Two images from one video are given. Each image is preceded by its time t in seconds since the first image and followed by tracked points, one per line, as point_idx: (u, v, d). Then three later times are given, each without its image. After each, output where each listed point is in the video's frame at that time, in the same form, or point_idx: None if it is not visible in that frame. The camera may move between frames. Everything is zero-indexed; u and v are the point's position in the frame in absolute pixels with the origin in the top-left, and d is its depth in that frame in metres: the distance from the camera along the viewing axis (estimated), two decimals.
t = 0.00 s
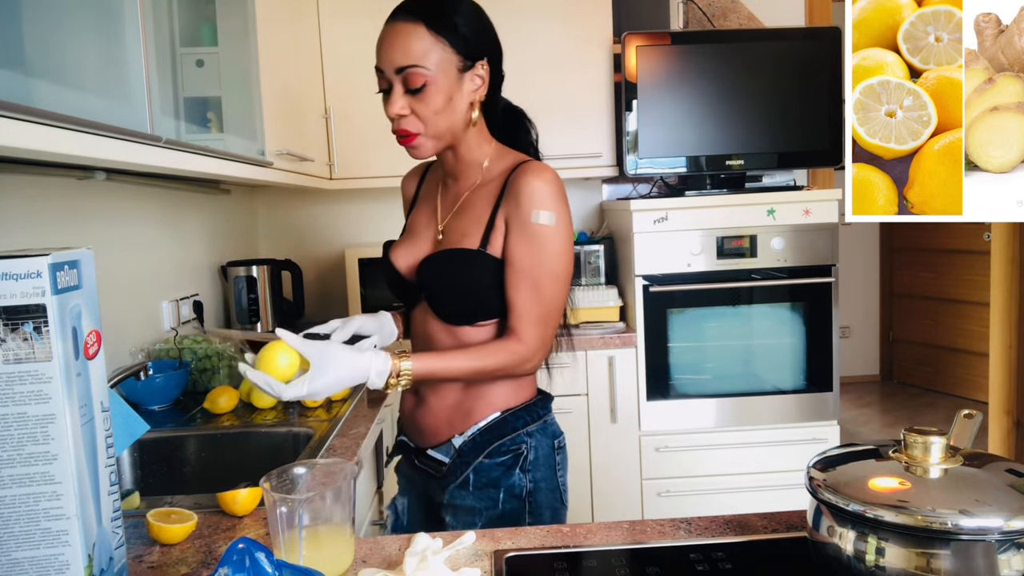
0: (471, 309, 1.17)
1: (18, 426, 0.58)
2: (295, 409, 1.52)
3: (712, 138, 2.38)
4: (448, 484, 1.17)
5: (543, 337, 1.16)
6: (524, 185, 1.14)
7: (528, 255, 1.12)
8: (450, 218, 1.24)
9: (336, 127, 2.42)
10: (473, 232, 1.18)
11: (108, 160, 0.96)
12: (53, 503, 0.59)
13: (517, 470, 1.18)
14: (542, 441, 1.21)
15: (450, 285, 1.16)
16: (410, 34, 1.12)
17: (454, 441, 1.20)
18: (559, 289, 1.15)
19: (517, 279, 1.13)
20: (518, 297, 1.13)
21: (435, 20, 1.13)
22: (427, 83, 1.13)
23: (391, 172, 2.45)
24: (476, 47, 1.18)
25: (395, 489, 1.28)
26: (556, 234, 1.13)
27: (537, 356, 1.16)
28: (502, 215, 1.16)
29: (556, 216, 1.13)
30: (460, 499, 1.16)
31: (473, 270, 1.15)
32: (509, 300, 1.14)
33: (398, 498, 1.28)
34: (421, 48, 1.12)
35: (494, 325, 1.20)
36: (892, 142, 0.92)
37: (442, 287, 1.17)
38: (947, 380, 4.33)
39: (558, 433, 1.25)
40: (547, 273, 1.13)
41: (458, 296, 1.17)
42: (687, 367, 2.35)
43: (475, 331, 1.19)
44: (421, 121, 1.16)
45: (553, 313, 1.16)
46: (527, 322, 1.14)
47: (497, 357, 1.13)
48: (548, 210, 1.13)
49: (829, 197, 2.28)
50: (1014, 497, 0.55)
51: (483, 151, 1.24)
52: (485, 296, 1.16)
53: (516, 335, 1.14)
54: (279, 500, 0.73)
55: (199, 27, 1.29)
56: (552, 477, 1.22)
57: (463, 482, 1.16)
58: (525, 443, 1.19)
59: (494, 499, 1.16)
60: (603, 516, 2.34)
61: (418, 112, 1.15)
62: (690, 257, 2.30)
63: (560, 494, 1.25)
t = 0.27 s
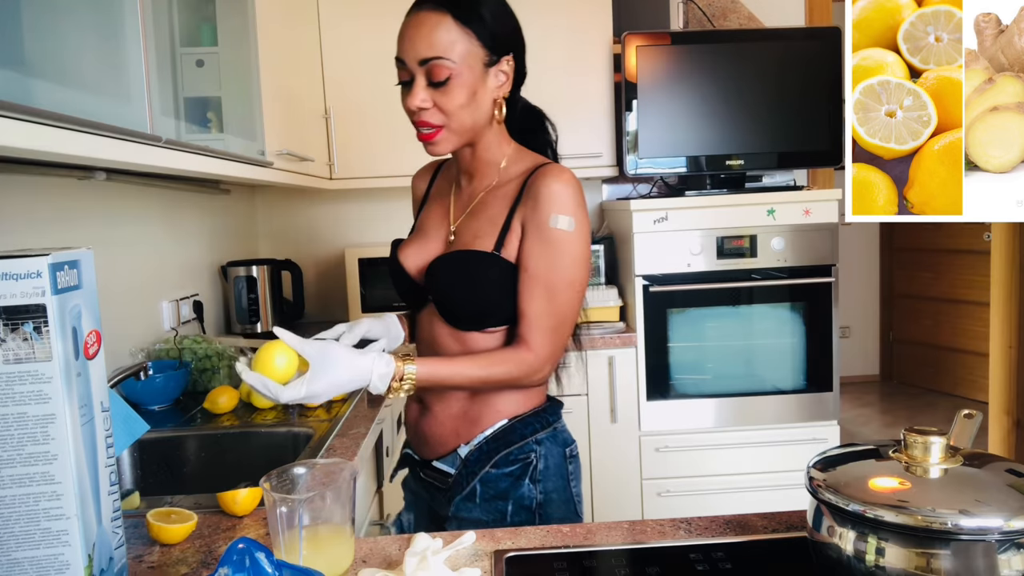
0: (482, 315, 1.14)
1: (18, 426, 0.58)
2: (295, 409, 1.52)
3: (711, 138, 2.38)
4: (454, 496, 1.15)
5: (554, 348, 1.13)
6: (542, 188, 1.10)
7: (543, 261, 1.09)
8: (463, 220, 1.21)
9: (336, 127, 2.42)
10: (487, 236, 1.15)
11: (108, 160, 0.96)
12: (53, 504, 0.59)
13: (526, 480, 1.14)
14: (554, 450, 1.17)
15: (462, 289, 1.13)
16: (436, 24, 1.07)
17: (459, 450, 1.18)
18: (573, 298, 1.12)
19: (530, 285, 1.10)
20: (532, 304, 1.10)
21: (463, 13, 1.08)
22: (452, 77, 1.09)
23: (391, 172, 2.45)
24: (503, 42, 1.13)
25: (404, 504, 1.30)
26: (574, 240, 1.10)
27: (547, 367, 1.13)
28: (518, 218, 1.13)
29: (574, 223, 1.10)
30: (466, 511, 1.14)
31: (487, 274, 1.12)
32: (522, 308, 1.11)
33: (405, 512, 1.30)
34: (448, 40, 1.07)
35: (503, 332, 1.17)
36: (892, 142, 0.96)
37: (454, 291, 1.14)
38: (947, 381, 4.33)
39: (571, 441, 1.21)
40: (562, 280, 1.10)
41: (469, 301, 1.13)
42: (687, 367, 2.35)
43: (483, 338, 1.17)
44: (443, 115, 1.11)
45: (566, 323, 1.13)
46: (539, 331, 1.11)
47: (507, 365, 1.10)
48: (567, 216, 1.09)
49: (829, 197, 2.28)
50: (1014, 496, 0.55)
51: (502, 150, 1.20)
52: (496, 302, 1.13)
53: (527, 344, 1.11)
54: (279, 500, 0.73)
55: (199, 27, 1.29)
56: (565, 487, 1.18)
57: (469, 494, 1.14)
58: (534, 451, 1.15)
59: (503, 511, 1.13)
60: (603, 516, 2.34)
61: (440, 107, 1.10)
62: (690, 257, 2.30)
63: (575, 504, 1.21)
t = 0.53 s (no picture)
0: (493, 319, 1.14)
1: (18, 426, 0.58)
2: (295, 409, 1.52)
3: (711, 138, 2.38)
4: (470, 505, 1.14)
5: (565, 351, 1.12)
6: (552, 189, 1.10)
7: (553, 263, 1.08)
8: (474, 223, 1.21)
9: (336, 127, 2.42)
10: (497, 238, 1.15)
11: (107, 159, 0.96)
12: (53, 503, 0.59)
13: (544, 490, 1.14)
14: (572, 458, 1.17)
15: (471, 292, 1.13)
16: (440, 24, 1.06)
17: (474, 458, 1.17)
18: (584, 300, 1.11)
19: (540, 287, 1.09)
20: (541, 306, 1.10)
21: (467, 11, 1.07)
22: (457, 77, 1.08)
23: (391, 172, 2.45)
24: (509, 38, 1.13)
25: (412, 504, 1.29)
26: (584, 239, 1.09)
27: (558, 370, 1.13)
28: (528, 218, 1.13)
29: (585, 223, 1.09)
30: (481, 520, 1.13)
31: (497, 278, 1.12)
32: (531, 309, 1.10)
33: (412, 512, 1.29)
34: (452, 40, 1.06)
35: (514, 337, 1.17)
36: (892, 142, 0.96)
37: (463, 293, 1.14)
38: (947, 381, 4.33)
39: (589, 449, 1.21)
40: (572, 281, 1.09)
41: (479, 304, 1.13)
42: (687, 367, 2.36)
43: (494, 342, 1.17)
44: (450, 117, 1.11)
45: (577, 325, 1.12)
46: (549, 332, 1.10)
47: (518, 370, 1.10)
48: (577, 215, 1.09)
49: (829, 197, 2.28)
50: (1014, 497, 0.55)
51: (512, 150, 1.20)
52: (506, 305, 1.13)
53: (536, 346, 1.11)
54: (279, 500, 0.73)
55: (199, 27, 1.29)
56: (583, 496, 1.18)
57: (485, 503, 1.13)
58: (553, 461, 1.15)
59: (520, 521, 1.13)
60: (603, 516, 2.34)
61: (447, 108, 1.10)
62: (690, 257, 2.30)
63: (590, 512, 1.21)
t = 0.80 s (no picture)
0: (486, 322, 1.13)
1: (18, 426, 0.58)
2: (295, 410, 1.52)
3: (711, 138, 2.38)
4: (457, 505, 1.15)
5: (551, 360, 1.09)
6: (540, 191, 1.07)
7: (539, 267, 1.06)
8: (473, 224, 1.22)
9: (336, 127, 2.42)
10: (492, 239, 1.15)
11: (107, 159, 0.96)
12: (53, 503, 0.59)
13: (531, 495, 1.14)
14: (563, 464, 1.17)
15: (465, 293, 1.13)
16: (430, 27, 1.06)
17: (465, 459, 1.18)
18: (571, 308, 1.08)
19: (525, 293, 1.07)
20: (525, 312, 1.07)
21: (457, 14, 1.06)
22: (447, 81, 1.07)
23: (391, 172, 2.45)
24: (503, 39, 1.12)
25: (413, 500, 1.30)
26: (572, 246, 1.06)
27: (544, 380, 1.09)
28: (518, 222, 1.11)
29: (572, 228, 1.05)
30: (468, 521, 1.14)
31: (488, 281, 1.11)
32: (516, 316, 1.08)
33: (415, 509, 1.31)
34: (441, 43, 1.06)
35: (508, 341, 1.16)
36: (892, 142, 0.95)
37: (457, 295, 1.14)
38: (947, 381, 4.33)
39: (584, 454, 1.20)
40: (558, 288, 1.06)
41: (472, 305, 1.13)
42: (687, 367, 2.36)
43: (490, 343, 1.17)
44: (442, 120, 1.11)
45: (564, 334, 1.09)
46: (534, 341, 1.07)
47: (499, 377, 1.07)
48: (565, 220, 1.06)
49: (829, 197, 2.28)
50: (1014, 497, 0.55)
51: (510, 151, 1.19)
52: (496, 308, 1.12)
53: (520, 355, 1.08)
54: (279, 500, 0.73)
55: (199, 27, 1.29)
56: (573, 501, 1.18)
57: (471, 505, 1.14)
58: (541, 466, 1.14)
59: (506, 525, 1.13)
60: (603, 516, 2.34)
61: (438, 112, 1.10)
62: (690, 257, 2.30)
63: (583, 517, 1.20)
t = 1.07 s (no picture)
0: (475, 317, 1.13)
1: (18, 426, 0.58)
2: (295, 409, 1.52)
3: (711, 138, 2.38)
4: (447, 502, 1.16)
5: (531, 358, 1.08)
6: (526, 187, 1.07)
7: (521, 263, 1.05)
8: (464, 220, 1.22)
9: (336, 127, 2.42)
10: (480, 235, 1.15)
11: (107, 159, 0.96)
12: (53, 504, 0.59)
13: (519, 493, 1.13)
14: (551, 462, 1.16)
15: (451, 288, 1.13)
16: (426, 22, 1.06)
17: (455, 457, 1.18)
18: (553, 306, 1.07)
19: (507, 288, 1.06)
20: (506, 308, 1.06)
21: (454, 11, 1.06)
22: (441, 76, 1.08)
23: (392, 172, 2.45)
24: (499, 39, 1.11)
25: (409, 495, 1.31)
26: (555, 243, 1.05)
27: (523, 377, 1.08)
28: (505, 217, 1.10)
29: (556, 225, 1.05)
30: (457, 518, 1.14)
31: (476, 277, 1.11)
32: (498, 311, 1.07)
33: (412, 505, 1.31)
34: (437, 38, 1.06)
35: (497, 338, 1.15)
36: (892, 142, 0.96)
37: (445, 290, 1.14)
38: (947, 381, 4.33)
39: (573, 453, 1.19)
40: (540, 285, 1.05)
41: (458, 301, 1.13)
42: (687, 367, 2.36)
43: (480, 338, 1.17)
44: (434, 115, 1.11)
45: (546, 332, 1.07)
46: (515, 337, 1.06)
47: (478, 373, 1.06)
48: (550, 217, 1.05)
49: (829, 197, 2.28)
50: (1014, 497, 0.55)
51: (502, 149, 1.18)
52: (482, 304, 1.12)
53: (501, 351, 1.06)
54: (279, 500, 0.73)
55: (199, 27, 1.29)
56: (562, 500, 1.17)
57: (460, 502, 1.14)
58: (529, 464, 1.14)
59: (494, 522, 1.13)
60: (603, 516, 2.34)
61: (430, 106, 1.10)
62: (690, 257, 2.30)
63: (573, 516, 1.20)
